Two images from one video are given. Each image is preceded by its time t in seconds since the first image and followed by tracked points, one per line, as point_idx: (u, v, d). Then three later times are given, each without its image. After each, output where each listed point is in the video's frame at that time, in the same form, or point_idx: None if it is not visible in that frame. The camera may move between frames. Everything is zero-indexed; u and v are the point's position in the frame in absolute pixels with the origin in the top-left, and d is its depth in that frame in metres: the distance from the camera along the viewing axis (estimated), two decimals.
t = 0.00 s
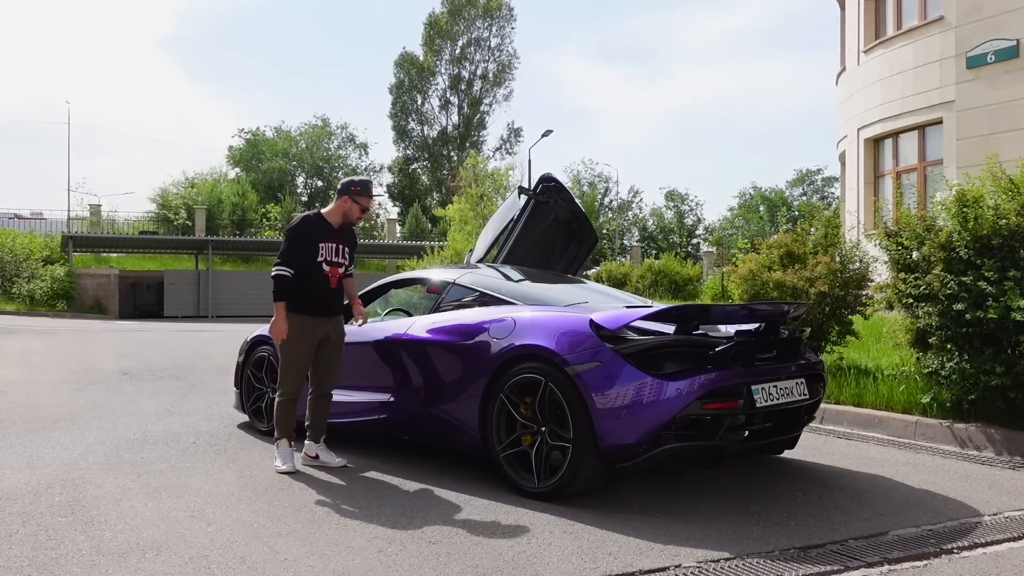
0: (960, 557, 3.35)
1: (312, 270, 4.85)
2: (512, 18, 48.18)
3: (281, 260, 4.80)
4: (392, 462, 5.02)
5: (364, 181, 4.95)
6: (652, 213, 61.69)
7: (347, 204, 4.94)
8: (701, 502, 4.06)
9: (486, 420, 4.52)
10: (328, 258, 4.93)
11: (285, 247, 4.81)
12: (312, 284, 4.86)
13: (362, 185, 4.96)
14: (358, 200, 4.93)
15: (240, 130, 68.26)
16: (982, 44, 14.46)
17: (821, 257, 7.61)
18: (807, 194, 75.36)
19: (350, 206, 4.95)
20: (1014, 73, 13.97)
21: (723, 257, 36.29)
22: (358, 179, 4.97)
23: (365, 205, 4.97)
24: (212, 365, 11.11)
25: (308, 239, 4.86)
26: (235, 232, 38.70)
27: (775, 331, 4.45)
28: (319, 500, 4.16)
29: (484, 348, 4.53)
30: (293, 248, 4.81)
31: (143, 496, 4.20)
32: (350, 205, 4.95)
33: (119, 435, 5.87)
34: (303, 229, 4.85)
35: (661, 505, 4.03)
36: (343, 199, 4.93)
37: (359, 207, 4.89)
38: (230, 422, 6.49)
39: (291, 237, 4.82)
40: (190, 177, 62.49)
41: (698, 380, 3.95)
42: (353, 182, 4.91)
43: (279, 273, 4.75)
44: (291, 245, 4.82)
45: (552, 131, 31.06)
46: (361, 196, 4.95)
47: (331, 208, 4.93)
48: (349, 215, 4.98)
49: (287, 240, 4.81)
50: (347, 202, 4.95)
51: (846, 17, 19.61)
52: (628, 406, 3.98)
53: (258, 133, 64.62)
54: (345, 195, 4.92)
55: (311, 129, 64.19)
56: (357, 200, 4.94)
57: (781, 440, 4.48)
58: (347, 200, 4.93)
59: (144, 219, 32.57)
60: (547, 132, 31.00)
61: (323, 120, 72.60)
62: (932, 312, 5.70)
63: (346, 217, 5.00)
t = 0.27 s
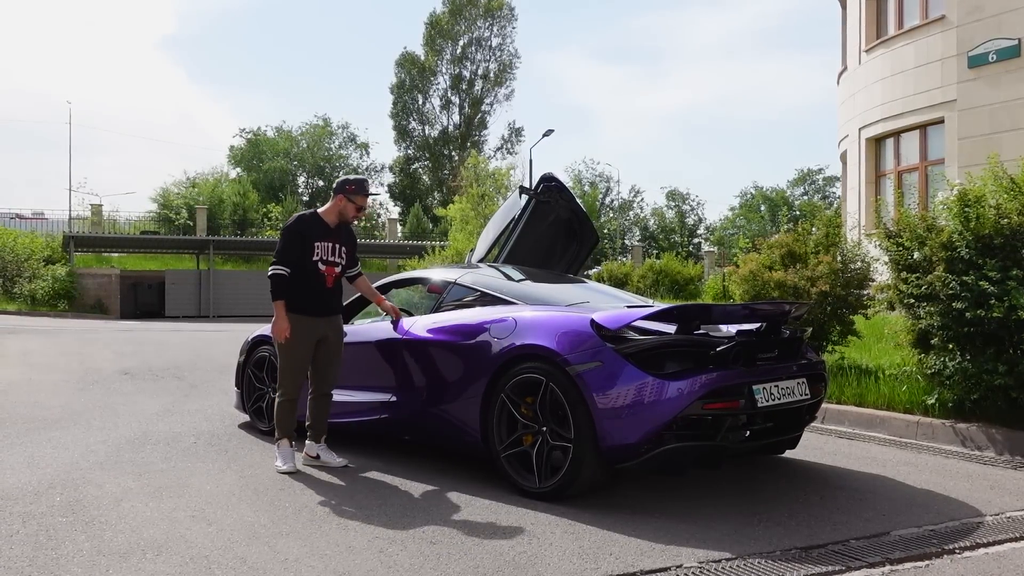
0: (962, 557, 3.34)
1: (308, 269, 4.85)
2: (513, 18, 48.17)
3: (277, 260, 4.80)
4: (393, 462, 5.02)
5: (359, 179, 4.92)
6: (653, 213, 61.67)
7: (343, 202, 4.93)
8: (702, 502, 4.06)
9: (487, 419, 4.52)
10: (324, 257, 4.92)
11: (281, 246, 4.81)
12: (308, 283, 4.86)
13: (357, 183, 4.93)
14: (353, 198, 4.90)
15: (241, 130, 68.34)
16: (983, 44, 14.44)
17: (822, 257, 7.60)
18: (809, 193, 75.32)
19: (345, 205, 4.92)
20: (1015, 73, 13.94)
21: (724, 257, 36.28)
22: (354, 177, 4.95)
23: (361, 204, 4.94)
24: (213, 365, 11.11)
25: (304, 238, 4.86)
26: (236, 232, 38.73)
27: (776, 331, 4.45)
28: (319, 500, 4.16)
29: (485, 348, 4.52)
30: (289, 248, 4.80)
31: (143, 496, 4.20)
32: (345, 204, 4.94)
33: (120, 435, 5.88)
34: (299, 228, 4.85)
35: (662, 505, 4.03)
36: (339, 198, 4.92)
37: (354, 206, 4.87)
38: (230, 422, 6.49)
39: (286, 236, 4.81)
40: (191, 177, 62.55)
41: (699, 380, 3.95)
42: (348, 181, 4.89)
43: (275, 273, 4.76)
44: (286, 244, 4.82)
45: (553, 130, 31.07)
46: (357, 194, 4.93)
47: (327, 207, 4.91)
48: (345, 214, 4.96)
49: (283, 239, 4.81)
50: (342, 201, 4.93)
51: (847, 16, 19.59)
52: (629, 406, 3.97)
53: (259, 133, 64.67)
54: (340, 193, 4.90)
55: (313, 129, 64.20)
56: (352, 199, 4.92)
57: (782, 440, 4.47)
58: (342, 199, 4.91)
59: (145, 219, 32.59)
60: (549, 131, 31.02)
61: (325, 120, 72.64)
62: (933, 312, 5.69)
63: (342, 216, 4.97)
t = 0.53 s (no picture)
0: (966, 558, 3.33)
1: (307, 268, 4.84)
2: (514, 18, 48.15)
3: (276, 258, 4.79)
4: (394, 462, 5.00)
5: (356, 177, 4.90)
6: (654, 212, 61.63)
7: (341, 201, 4.91)
8: (704, 502, 4.04)
9: (489, 419, 4.50)
10: (323, 256, 4.91)
11: (280, 244, 4.80)
12: (307, 282, 4.85)
13: (354, 182, 4.92)
14: (350, 196, 4.89)
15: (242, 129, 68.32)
16: (985, 43, 14.40)
17: (824, 257, 7.59)
18: (810, 192, 75.28)
19: (344, 204, 4.91)
20: (1017, 72, 13.90)
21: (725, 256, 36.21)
22: (351, 175, 4.94)
23: (359, 202, 4.92)
24: (214, 364, 11.09)
25: (303, 237, 4.85)
26: (237, 232, 38.72)
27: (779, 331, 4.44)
28: (320, 500, 4.15)
29: (487, 347, 4.51)
30: (289, 246, 4.79)
31: (144, 496, 4.19)
32: (343, 202, 4.92)
33: (121, 435, 5.86)
34: (298, 227, 4.83)
35: (664, 505, 4.01)
36: (337, 197, 4.90)
37: (351, 204, 4.84)
38: (231, 422, 6.48)
39: (286, 235, 4.80)
40: (192, 177, 62.53)
41: (701, 380, 3.93)
42: (344, 178, 4.87)
43: (274, 272, 4.75)
44: (286, 243, 4.80)
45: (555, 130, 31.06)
46: (354, 192, 4.91)
47: (326, 206, 4.89)
48: (344, 213, 4.95)
49: (282, 238, 4.80)
50: (341, 199, 4.91)
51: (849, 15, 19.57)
52: (631, 406, 3.96)
53: (261, 132, 64.65)
54: (338, 192, 4.89)
55: (314, 129, 64.17)
56: (350, 197, 4.90)
57: (785, 440, 4.46)
58: (339, 197, 4.90)
59: (146, 219, 32.55)
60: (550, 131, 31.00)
61: (326, 119, 72.65)
62: (936, 312, 5.67)
63: (341, 215, 4.96)
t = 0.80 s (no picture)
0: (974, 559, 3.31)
1: (307, 267, 4.82)
2: (515, 17, 48.11)
3: (275, 258, 4.77)
4: (397, 462, 4.98)
5: (354, 174, 4.88)
6: (655, 211, 61.58)
7: (340, 199, 4.89)
8: (708, 502, 4.02)
9: (493, 419, 4.48)
10: (323, 255, 4.88)
11: (279, 243, 4.78)
12: (307, 281, 4.82)
13: (352, 179, 4.89)
14: (348, 194, 4.85)
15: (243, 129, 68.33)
16: (988, 42, 14.36)
17: (828, 256, 7.57)
18: (811, 191, 75.21)
19: (342, 202, 4.88)
20: (1020, 71, 13.85)
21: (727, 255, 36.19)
22: (350, 173, 4.91)
23: (357, 199, 4.89)
24: (216, 363, 11.07)
25: (303, 236, 4.83)
26: (238, 231, 38.72)
27: (784, 331, 4.41)
28: (322, 500, 4.13)
29: (490, 347, 4.49)
30: (287, 246, 4.77)
31: (146, 495, 4.17)
32: (342, 201, 4.89)
33: (122, 434, 5.84)
34: (298, 226, 4.82)
35: (669, 505, 3.99)
36: (336, 195, 4.88)
37: (349, 201, 4.81)
38: (232, 421, 6.46)
39: (285, 234, 4.79)
40: (193, 176, 62.56)
41: (706, 379, 3.91)
42: (342, 176, 4.85)
43: (273, 271, 4.73)
44: (285, 242, 4.79)
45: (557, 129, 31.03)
46: (352, 190, 4.88)
47: (325, 205, 4.87)
48: (343, 211, 4.92)
49: (282, 237, 4.78)
50: (340, 197, 4.89)
51: (851, 14, 19.53)
52: (635, 405, 3.94)
53: (262, 132, 64.66)
54: (336, 190, 4.87)
55: (315, 128, 64.17)
56: (348, 194, 4.87)
57: (789, 441, 4.43)
58: (338, 195, 4.87)
59: (147, 217, 32.55)
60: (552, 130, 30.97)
61: (327, 118, 72.64)
62: (941, 311, 5.65)
63: (340, 214, 4.94)
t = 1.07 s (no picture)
0: (986, 562, 3.27)
1: (310, 268, 4.79)
2: (517, 15, 48.05)
3: (277, 258, 4.74)
4: (401, 462, 4.95)
5: (356, 174, 4.85)
6: (656, 210, 61.52)
7: (341, 198, 4.85)
8: (716, 504, 3.98)
9: (498, 419, 4.45)
10: (325, 255, 4.85)
11: (281, 244, 4.75)
12: (310, 282, 4.79)
13: (354, 179, 4.86)
14: (350, 193, 4.82)
15: (244, 127, 68.32)
16: (992, 41, 14.34)
17: (834, 255, 7.53)
18: (813, 190, 75.12)
19: (344, 201, 4.85)
20: None
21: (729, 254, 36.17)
22: (352, 172, 4.88)
23: (359, 199, 4.85)
24: (217, 362, 11.04)
25: (304, 236, 4.79)
26: (239, 229, 38.70)
27: (791, 330, 4.38)
28: (329, 501, 4.10)
29: (496, 347, 4.45)
30: (289, 246, 4.74)
31: (149, 496, 4.13)
32: (344, 200, 4.86)
33: (125, 434, 5.81)
34: (299, 227, 4.78)
35: (676, 507, 3.95)
36: (337, 195, 4.85)
37: (351, 201, 4.78)
38: (235, 420, 6.43)
39: (286, 234, 4.76)
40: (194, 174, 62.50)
41: (713, 380, 3.88)
42: (344, 176, 4.82)
43: (276, 272, 4.70)
44: (287, 243, 4.76)
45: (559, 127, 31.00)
46: (355, 189, 4.84)
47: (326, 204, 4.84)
48: (345, 210, 4.89)
49: (283, 238, 4.75)
50: (341, 196, 4.86)
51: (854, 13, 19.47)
52: (642, 406, 3.91)
53: (263, 130, 64.61)
54: (338, 189, 4.83)
55: (316, 127, 64.16)
56: (351, 194, 4.84)
57: (796, 441, 4.40)
58: (340, 195, 4.84)
59: (149, 216, 32.53)
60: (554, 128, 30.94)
61: (329, 116, 72.59)
62: (948, 311, 5.62)
63: (343, 213, 4.91)
